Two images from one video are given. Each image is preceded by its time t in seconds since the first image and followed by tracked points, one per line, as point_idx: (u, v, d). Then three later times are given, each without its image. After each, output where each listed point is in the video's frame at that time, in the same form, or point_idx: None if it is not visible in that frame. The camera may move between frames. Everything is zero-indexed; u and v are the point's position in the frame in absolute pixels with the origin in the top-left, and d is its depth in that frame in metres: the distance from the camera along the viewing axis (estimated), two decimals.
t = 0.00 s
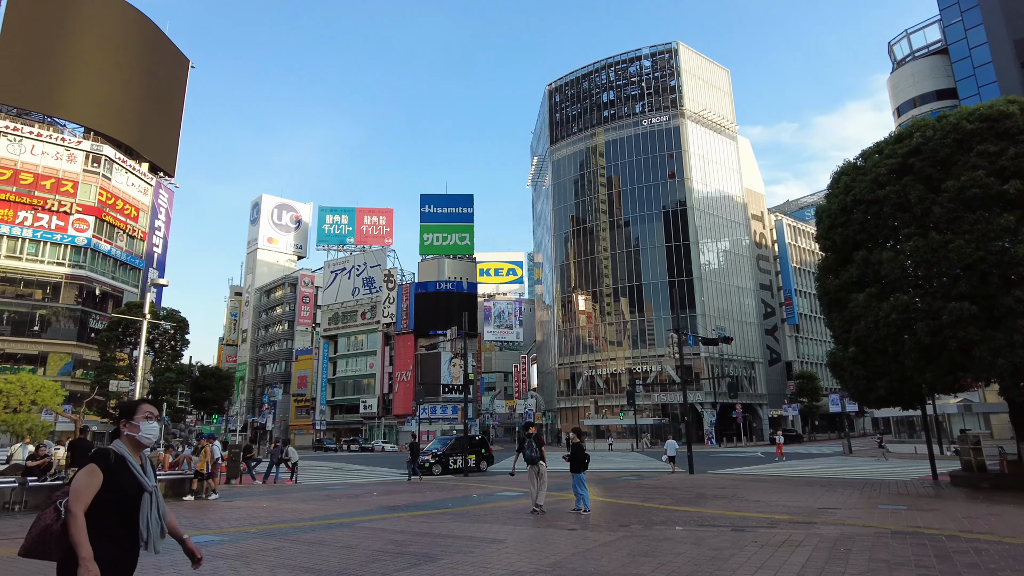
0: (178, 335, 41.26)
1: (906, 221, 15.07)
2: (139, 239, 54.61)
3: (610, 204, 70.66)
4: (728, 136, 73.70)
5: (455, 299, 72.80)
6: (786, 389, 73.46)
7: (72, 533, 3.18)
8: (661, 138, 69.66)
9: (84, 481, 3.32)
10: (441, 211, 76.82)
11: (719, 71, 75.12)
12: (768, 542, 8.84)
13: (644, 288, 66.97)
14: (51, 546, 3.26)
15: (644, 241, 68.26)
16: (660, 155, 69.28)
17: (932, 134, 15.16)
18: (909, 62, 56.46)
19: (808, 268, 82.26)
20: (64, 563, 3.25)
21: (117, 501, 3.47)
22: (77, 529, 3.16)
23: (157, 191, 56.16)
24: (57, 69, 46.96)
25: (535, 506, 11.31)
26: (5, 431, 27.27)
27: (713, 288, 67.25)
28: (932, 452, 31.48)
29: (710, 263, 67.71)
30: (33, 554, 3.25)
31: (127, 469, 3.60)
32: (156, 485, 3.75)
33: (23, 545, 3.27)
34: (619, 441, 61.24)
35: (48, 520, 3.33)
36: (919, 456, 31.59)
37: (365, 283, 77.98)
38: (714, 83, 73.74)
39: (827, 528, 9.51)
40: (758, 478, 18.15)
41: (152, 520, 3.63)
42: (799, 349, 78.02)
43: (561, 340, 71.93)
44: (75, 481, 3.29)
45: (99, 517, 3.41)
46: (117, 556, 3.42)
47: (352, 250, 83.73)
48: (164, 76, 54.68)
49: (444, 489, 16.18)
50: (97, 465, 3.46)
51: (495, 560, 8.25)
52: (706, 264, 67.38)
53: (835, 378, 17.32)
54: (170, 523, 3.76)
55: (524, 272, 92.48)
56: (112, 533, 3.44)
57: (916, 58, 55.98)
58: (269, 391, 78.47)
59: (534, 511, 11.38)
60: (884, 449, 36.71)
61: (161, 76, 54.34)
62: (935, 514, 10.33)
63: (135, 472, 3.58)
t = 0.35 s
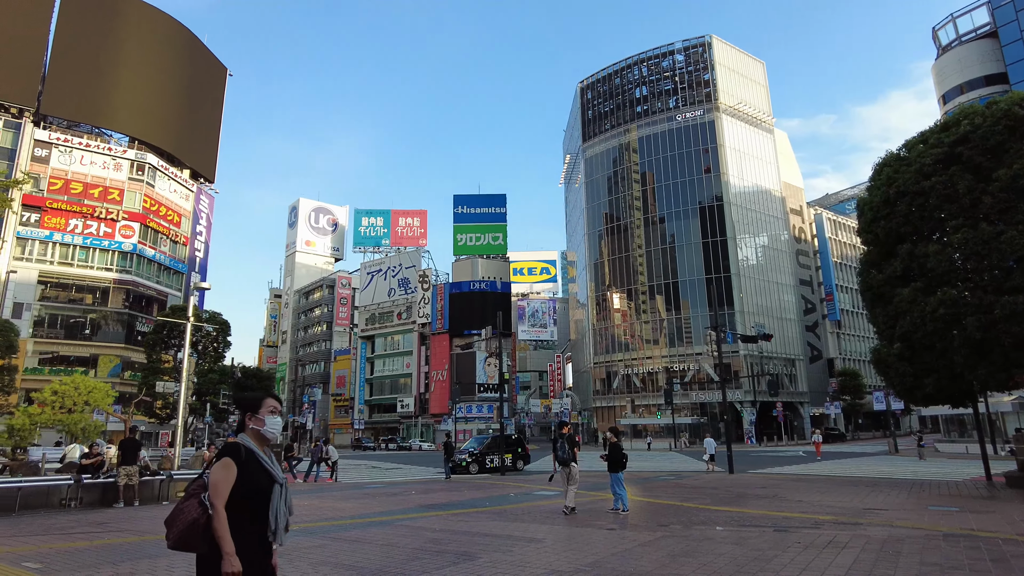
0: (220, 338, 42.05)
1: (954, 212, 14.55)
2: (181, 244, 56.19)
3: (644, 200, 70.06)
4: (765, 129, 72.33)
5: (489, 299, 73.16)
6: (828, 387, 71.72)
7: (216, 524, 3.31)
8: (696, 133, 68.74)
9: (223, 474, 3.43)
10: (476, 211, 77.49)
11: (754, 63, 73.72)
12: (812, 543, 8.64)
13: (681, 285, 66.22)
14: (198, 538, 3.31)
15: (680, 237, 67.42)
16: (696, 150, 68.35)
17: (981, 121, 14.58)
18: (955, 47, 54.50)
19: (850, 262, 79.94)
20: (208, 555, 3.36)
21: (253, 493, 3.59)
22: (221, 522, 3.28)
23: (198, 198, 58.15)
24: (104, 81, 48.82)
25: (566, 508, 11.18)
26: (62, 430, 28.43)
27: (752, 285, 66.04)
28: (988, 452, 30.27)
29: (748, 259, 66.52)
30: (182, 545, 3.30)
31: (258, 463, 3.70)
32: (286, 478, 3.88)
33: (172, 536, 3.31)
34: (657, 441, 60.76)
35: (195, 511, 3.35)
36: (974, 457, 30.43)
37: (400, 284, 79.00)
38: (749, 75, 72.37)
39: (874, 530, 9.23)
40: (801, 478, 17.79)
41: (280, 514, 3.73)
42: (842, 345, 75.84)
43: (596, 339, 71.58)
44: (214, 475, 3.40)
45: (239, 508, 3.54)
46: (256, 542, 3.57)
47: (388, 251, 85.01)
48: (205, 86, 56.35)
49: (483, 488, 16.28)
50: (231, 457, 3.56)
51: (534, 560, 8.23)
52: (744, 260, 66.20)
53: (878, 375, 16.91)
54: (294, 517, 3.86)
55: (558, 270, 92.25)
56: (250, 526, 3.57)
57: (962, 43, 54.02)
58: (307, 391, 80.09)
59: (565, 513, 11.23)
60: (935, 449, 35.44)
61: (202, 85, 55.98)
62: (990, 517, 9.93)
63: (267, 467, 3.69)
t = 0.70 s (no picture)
0: (258, 338, 43.23)
1: (1002, 203, 14.05)
2: (220, 248, 57.60)
3: (678, 196, 69.30)
4: (800, 122, 70.92)
5: (520, 298, 73.28)
6: (870, 384, 69.93)
7: (346, 523, 3.29)
8: (730, 127, 67.65)
9: (351, 473, 3.44)
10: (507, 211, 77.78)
11: (788, 55, 72.27)
12: (856, 544, 8.44)
13: (716, 282, 65.26)
14: (330, 538, 3.29)
15: (715, 233, 66.45)
16: (730, 145, 67.28)
17: None
18: (1000, 32, 52.50)
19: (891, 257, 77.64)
20: (341, 555, 3.33)
21: (380, 493, 3.57)
22: (352, 520, 3.24)
23: (236, 203, 58.99)
24: (145, 92, 50.37)
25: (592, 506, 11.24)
26: (110, 429, 28.72)
27: (789, 281, 64.71)
28: None
29: (785, 255, 65.28)
30: (317, 544, 3.28)
31: (383, 462, 3.67)
32: (411, 478, 3.87)
33: (307, 536, 3.30)
34: (694, 440, 60.03)
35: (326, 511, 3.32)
36: None
37: (432, 284, 79.61)
38: (783, 67, 70.90)
39: (920, 532, 8.96)
40: (843, 477, 17.39)
41: (408, 516, 3.68)
42: (883, 342, 73.75)
43: (629, 337, 70.92)
44: (343, 473, 3.41)
45: (368, 508, 3.53)
46: (385, 545, 3.53)
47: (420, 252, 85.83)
48: (240, 93, 57.70)
49: (519, 487, 16.32)
50: (358, 456, 3.54)
51: (570, 559, 8.20)
52: (781, 256, 64.93)
53: (923, 371, 16.70)
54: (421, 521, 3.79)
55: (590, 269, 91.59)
56: (379, 528, 3.55)
57: (1007, 28, 52.04)
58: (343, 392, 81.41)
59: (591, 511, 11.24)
60: (985, 449, 34.14)
61: (237, 92, 57.34)
62: None
63: (393, 467, 3.68)
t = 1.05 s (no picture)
0: (291, 339, 44.04)
1: None
2: (253, 251, 58.78)
3: (707, 192, 68.49)
4: (832, 114, 69.50)
5: (548, 297, 73.31)
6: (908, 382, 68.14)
7: (472, 530, 3.06)
8: (760, 121, 66.60)
9: (472, 477, 3.21)
10: (534, 210, 77.81)
11: (819, 46, 70.86)
12: (896, 546, 8.22)
13: (748, 279, 64.28)
14: (455, 545, 3.05)
15: (747, 229, 65.43)
16: (761, 139, 66.22)
17: None
18: None
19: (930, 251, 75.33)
20: (464, 564, 3.11)
21: (501, 497, 3.34)
22: (480, 527, 3.03)
23: (266, 206, 60.29)
24: (179, 99, 51.64)
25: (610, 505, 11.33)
26: (150, 429, 29.51)
27: (823, 276, 63.41)
28: None
29: (819, 250, 64.03)
30: (441, 554, 3.03)
31: (501, 465, 3.46)
32: (529, 483, 3.63)
33: (430, 544, 3.04)
34: (727, 439, 59.33)
35: (450, 518, 3.07)
36: None
37: (461, 284, 80.01)
38: (813, 59, 69.53)
39: (965, 533, 8.68)
40: (882, 477, 16.96)
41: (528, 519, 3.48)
42: (922, 338, 71.38)
43: (659, 335, 70.65)
44: (465, 478, 3.19)
45: (491, 514, 3.32)
46: (508, 553, 3.31)
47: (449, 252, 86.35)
48: (270, 98, 58.78)
49: (550, 487, 16.29)
50: (478, 459, 3.33)
51: (601, 558, 8.17)
52: (814, 251, 63.68)
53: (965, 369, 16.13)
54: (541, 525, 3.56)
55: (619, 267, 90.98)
56: (502, 534, 3.34)
57: None
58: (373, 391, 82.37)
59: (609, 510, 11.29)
60: None
61: (267, 97, 58.43)
62: None
63: (512, 469, 3.45)
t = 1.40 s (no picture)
0: (323, 339, 44.62)
1: None
2: (284, 253, 59.80)
3: (738, 188, 67.52)
4: (865, 106, 68.01)
5: (576, 296, 73.16)
6: (950, 379, 66.23)
7: (611, 524, 2.95)
8: (791, 115, 65.45)
9: (602, 470, 3.08)
10: (560, 209, 77.63)
11: (851, 37, 69.28)
12: (938, 548, 7.99)
13: (781, 275, 63.18)
14: (592, 538, 2.93)
15: (779, 225, 64.30)
16: (792, 133, 65.09)
17: None
18: None
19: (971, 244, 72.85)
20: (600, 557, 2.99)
21: (631, 491, 3.25)
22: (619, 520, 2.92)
23: (298, 209, 61.17)
24: (212, 106, 52.83)
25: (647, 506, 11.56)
26: (187, 429, 30.18)
27: (857, 272, 62.04)
28: None
29: (853, 245, 62.64)
30: (580, 549, 2.92)
31: (628, 458, 3.35)
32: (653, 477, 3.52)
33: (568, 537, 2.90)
34: (760, 438, 58.43)
35: (588, 513, 2.94)
36: None
37: (489, 284, 80.18)
38: (845, 50, 67.99)
39: (1011, 537, 8.39)
40: (921, 477, 16.49)
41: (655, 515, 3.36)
42: (964, 335, 68.88)
43: (690, 334, 70.08)
44: (596, 471, 3.05)
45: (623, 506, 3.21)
46: (641, 548, 3.22)
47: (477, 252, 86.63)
48: (299, 101, 59.73)
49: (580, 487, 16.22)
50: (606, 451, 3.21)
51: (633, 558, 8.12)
52: (848, 246, 62.32)
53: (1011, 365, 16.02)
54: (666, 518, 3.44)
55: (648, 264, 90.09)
56: (635, 527, 3.25)
57: None
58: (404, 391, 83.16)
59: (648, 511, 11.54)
60: None
61: (296, 101, 59.41)
62: None
63: (639, 462, 3.35)
